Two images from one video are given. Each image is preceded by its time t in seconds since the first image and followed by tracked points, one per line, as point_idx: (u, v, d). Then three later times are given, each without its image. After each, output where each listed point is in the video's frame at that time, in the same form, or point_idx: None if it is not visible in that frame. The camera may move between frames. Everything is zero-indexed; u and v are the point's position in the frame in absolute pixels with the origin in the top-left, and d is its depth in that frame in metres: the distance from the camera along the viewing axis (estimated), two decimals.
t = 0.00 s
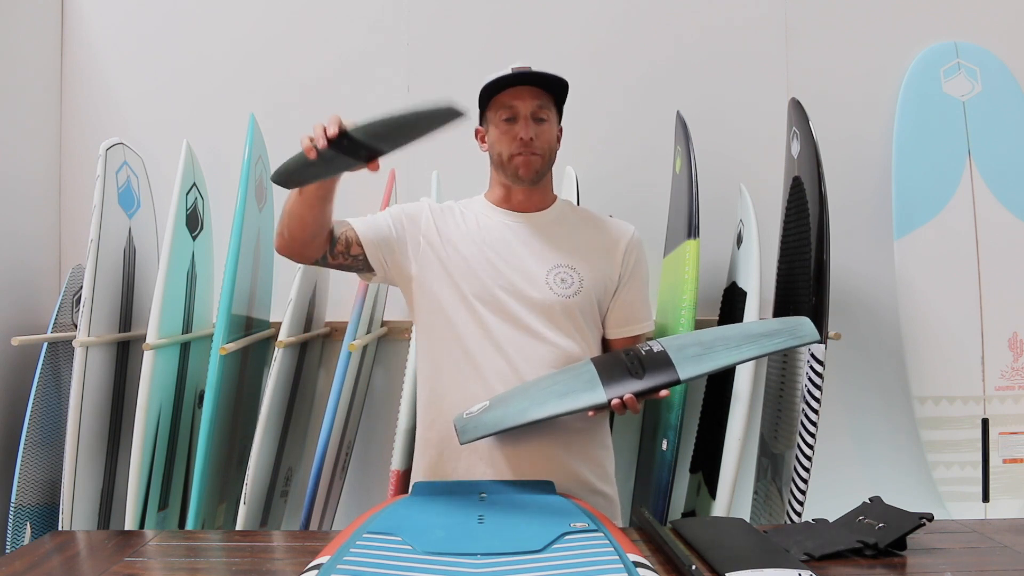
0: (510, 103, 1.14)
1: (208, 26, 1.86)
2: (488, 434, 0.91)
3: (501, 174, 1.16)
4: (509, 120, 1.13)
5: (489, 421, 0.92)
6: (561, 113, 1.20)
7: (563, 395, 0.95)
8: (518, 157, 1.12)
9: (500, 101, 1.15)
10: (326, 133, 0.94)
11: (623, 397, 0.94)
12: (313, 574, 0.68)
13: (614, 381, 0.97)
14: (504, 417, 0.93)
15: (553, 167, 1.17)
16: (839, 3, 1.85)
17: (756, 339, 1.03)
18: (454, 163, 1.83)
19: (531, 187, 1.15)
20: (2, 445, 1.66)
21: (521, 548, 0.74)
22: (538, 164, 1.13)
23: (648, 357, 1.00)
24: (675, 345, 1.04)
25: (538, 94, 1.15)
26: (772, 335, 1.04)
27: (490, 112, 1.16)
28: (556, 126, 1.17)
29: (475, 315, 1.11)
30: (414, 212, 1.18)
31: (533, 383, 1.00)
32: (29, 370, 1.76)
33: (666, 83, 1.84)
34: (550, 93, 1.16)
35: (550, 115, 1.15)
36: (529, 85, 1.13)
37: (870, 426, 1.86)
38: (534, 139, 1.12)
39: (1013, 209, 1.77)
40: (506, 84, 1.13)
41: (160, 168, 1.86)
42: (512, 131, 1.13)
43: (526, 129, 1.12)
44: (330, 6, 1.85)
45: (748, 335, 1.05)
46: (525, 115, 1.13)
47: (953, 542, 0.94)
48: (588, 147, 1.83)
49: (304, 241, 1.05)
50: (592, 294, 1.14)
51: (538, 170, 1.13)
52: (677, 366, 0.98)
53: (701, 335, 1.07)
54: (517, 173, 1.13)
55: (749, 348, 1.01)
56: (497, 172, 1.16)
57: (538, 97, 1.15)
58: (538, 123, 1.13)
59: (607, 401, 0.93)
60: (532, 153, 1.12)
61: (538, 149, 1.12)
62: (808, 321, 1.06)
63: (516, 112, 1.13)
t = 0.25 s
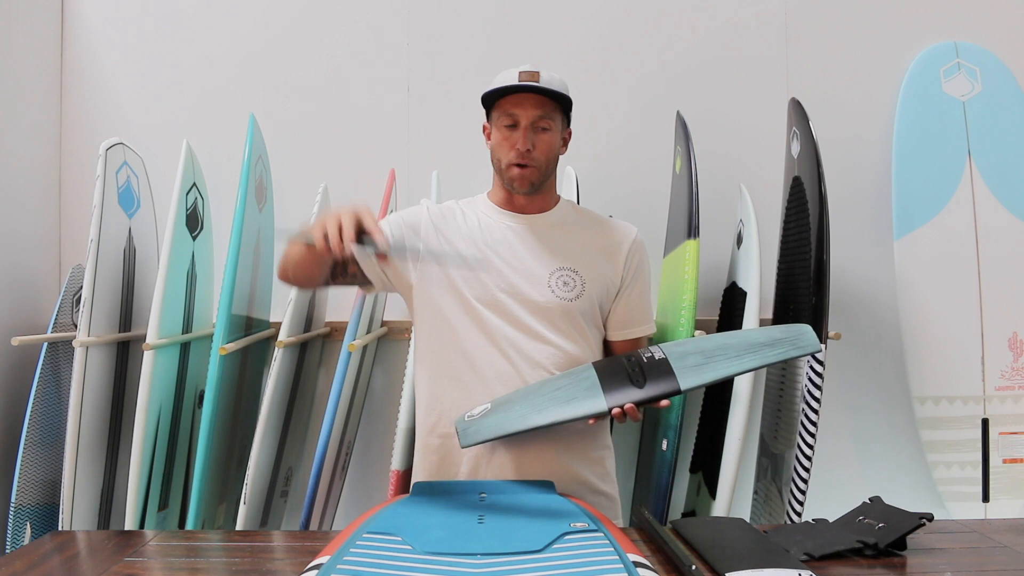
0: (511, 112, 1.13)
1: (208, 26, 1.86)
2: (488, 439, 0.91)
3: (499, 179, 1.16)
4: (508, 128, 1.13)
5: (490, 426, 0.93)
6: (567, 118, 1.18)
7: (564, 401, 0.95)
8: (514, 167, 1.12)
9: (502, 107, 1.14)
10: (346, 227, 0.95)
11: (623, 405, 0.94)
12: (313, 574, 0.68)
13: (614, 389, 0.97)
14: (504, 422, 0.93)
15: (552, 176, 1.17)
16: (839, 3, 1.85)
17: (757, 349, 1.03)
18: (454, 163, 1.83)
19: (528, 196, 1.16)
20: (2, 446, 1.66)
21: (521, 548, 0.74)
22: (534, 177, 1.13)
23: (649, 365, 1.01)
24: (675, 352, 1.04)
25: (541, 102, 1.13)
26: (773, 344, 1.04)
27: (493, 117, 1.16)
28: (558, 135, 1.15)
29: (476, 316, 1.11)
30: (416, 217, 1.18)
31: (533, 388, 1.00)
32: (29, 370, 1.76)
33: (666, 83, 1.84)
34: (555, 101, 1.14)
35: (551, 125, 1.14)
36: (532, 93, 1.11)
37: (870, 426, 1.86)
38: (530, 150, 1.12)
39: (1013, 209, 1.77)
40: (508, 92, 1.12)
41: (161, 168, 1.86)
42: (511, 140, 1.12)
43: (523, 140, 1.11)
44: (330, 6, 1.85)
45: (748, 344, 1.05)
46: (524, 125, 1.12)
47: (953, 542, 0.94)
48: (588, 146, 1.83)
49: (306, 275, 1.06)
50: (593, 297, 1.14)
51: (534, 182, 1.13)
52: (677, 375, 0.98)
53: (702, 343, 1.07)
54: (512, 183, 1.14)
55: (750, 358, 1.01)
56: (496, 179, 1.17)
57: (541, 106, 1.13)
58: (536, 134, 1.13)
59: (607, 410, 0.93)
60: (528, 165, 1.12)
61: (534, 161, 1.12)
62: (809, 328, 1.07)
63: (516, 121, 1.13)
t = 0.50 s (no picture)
0: (521, 114, 1.11)
1: (208, 26, 1.86)
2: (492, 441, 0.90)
3: (503, 180, 1.15)
4: (516, 130, 1.11)
5: (494, 427, 0.92)
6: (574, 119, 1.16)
7: (568, 403, 0.94)
8: (522, 170, 1.11)
9: (511, 108, 1.11)
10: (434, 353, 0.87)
11: (628, 406, 0.94)
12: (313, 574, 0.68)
13: (619, 389, 0.96)
14: (508, 423, 0.92)
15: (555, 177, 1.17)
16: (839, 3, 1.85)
17: (759, 350, 1.03)
18: (454, 163, 1.83)
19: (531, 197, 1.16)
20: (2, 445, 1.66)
21: (520, 548, 0.74)
22: (540, 181, 1.13)
23: (652, 365, 1.00)
24: (678, 353, 1.04)
25: (551, 104, 1.11)
26: (776, 344, 1.04)
27: (501, 116, 1.13)
28: (565, 136, 1.14)
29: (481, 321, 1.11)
30: (416, 231, 1.17)
31: (537, 387, 0.99)
32: (29, 370, 1.76)
33: (666, 83, 1.84)
34: (564, 103, 1.12)
35: (559, 127, 1.13)
36: (543, 95, 1.09)
37: (870, 426, 1.86)
38: (539, 153, 1.11)
39: (1013, 209, 1.77)
40: (520, 95, 1.09)
41: (161, 168, 1.86)
42: (520, 142, 1.11)
43: (533, 144, 1.10)
44: (330, 6, 1.85)
45: (750, 344, 1.05)
46: (534, 129, 1.10)
47: (953, 542, 0.94)
48: (588, 146, 1.83)
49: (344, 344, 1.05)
50: (593, 297, 1.14)
51: (539, 185, 1.13)
52: (682, 377, 0.98)
53: (704, 342, 1.07)
54: (518, 185, 1.13)
55: (753, 359, 1.01)
56: (499, 178, 1.16)
57: (551, 109, 1.11)
58: (546, 137, 1.11)
59: (612, 410, 0.93)
60: (535, 167, 1.11)
61: (542, 165, 1.11)
62: (809, 327, 1.07)
63: (525, 124, 1.11)
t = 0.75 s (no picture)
0: (530, 116, 1.11)
1: (207, 26, 1.86)
2: (496, 440, 0.89)
3: (510, 182, 1.15)
4: (527, 131, 1.11)
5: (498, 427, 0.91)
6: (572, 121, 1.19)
7: (571, 400, 0.94)
8: (534, 171, 1.12)
9: (519, 110, 1.11)
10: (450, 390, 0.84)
11: (632, 400, 0.93)
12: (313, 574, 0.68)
13: (622, 385, 0.96)
14: (512, 422, 0.91)
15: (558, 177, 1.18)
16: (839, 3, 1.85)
17: (761, 340, 1.02)
18: (454, 163, 1.83)
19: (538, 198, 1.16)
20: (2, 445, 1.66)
21: (520, 548, 0.74)
22: (550, 182, 1.14)
23: (654, 360, 1.00)
24: (680, 347, 1.04)
25: (556, 105, 1.13)
26: (778, 334, 1.03)
27: (507, 118, 1.13)
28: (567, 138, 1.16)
29: (486, 320, 1.11)
30: (417, 237, 1.17)
31: (540, 389, 0.99)
32: (29, 370, 1.76)
33: (666, 83, 1.84)
34: (567, 105, 1.14)
35: (564, 129, 1.15)
36: (553, 97, 1.10)
37: (870, 426, 1.86)
38: (550, 154, 1.12)
39: (1013, 208, 1.77)
40: (531, 98, 1.09)
41: (161, 168, 1.86)
42: (531, 143, 1.11)
43: (545, 144, 1.11)
44: (330, 5, 1.85)
45: (752, 336, 1.05)
46: (545, 130, 1.11)
47: (953, 542, 0.94)
48: (588, 146, 1.83)
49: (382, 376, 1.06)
50: (596, 297, 1.14)
51: (550, 186, 1.14)
52: (685, 369, 0.97)
53: (705, 336, 1.07)
54: (530, 186, 1.13)
55: (756, 349, 1.00)
56: (506, 180, 1.15)
57: (558, 110, 1.13)
58: (555, 138, 1.13)
59: (616, 405, 0.92)
60: (546, 168, 1.12)
61: (553, 165, 1.12)
62: (809, 317, 1.06)
63: (535, 125, 1.11)
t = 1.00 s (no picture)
0: (541, 114, 1.11)
1: (208, 26, 1.86)
2: (501, 440, 0.90)
3: (515, 178, 1.14)
4: (536, 129, 1.11)
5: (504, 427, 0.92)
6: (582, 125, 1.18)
7: (576, 400, 0.94)
8: (540, 170, 1.11)
9: (530, 107, 1.11)
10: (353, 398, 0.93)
11: (638, 400, 0.94)
12: (313, 574, 0.68)
13: (627, 385, 0.96)
14: (517, 422, 0.92)
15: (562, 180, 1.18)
16: (839, 3, 1.85)
17: (765, 342, 1.04)
18: (454, 163, 1.83)
19: (541, 197, 1.16)
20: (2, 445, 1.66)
21: (520, 548, 0.74)
22: (554, 183, 1.14)
23: (658, 360, 1.01)
24: (684, 348, 1.05)
25: (568, 106, 1.13)
26: (781, 337, 1.05)
27: (518, 114, 1.12)
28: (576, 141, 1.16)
29: (485, 320, 1.11)
30: (416, 237, 1.17)
31: (545, 389, 1.00)
32: (29, 370, 1.76)
33: (666, 83, 1.84)
34: (579, 107, 1.14)
35: (573, 130, 1.14)
36: (565, 97, 1.10)
37: (870, 426, 1.86)
38: (556, 154, 1.11)
39: (1013, 209, 1.77)
40: (543, 95, 1.09)
41: (161, 168, 1.86)
42: (539, 142, 1.11)
43: (552, 144, 1.10)
44: (330, 5, 1.85)
45: (755, 338, 1.07)
46: (554, 129, 1.11)
47: (952, 542, 0.94)
48: (588, 147, 1.83)
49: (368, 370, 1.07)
50: (597, 297, 1.14)
51: (554, 186, 1.14)
52: (690, 370, 0.98)
53: (708, 338, 1.08)
54: (534, 184, 1.13)
55: (760, 351, 1.02)
56: (512, 177, 1.15)
57: (568, 111, 1.12)
58: (563, 139, 1.12)
59: (621, 405, 0.92)
60: (552, 168, 1.12)
61: (558, 165, 1.12)
62: (809, 321, 1.09)
63: (544, 124, 1.11)
